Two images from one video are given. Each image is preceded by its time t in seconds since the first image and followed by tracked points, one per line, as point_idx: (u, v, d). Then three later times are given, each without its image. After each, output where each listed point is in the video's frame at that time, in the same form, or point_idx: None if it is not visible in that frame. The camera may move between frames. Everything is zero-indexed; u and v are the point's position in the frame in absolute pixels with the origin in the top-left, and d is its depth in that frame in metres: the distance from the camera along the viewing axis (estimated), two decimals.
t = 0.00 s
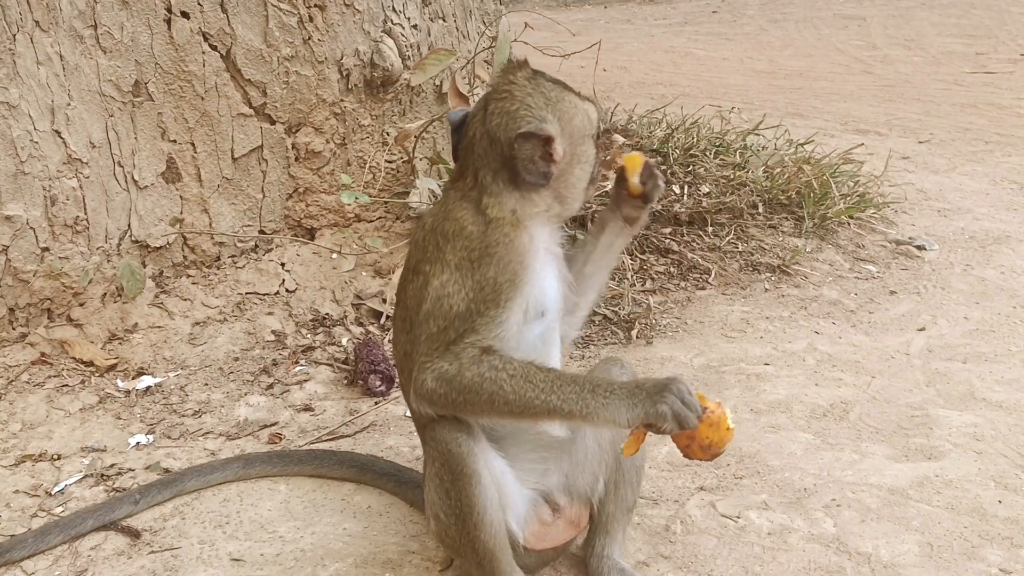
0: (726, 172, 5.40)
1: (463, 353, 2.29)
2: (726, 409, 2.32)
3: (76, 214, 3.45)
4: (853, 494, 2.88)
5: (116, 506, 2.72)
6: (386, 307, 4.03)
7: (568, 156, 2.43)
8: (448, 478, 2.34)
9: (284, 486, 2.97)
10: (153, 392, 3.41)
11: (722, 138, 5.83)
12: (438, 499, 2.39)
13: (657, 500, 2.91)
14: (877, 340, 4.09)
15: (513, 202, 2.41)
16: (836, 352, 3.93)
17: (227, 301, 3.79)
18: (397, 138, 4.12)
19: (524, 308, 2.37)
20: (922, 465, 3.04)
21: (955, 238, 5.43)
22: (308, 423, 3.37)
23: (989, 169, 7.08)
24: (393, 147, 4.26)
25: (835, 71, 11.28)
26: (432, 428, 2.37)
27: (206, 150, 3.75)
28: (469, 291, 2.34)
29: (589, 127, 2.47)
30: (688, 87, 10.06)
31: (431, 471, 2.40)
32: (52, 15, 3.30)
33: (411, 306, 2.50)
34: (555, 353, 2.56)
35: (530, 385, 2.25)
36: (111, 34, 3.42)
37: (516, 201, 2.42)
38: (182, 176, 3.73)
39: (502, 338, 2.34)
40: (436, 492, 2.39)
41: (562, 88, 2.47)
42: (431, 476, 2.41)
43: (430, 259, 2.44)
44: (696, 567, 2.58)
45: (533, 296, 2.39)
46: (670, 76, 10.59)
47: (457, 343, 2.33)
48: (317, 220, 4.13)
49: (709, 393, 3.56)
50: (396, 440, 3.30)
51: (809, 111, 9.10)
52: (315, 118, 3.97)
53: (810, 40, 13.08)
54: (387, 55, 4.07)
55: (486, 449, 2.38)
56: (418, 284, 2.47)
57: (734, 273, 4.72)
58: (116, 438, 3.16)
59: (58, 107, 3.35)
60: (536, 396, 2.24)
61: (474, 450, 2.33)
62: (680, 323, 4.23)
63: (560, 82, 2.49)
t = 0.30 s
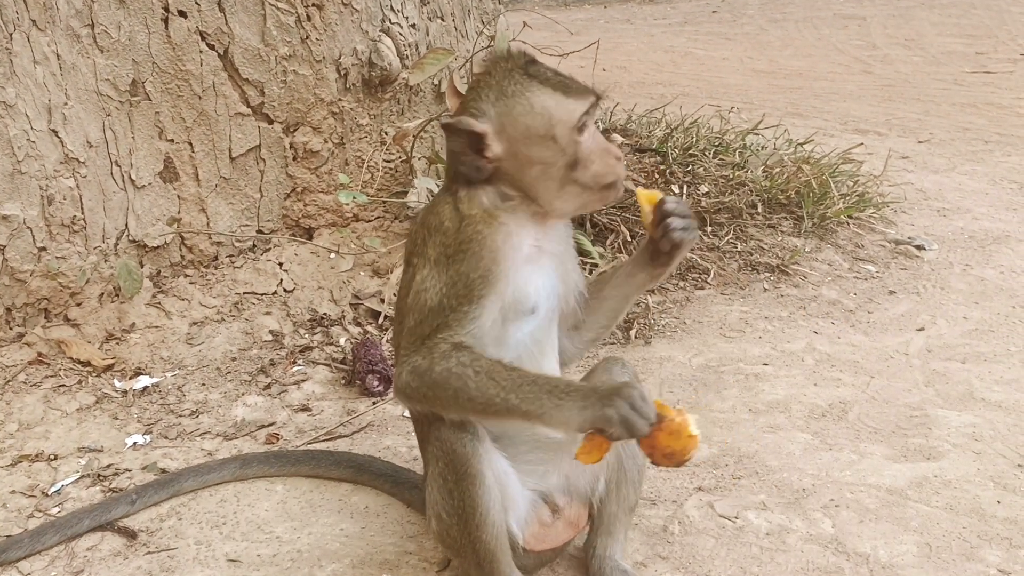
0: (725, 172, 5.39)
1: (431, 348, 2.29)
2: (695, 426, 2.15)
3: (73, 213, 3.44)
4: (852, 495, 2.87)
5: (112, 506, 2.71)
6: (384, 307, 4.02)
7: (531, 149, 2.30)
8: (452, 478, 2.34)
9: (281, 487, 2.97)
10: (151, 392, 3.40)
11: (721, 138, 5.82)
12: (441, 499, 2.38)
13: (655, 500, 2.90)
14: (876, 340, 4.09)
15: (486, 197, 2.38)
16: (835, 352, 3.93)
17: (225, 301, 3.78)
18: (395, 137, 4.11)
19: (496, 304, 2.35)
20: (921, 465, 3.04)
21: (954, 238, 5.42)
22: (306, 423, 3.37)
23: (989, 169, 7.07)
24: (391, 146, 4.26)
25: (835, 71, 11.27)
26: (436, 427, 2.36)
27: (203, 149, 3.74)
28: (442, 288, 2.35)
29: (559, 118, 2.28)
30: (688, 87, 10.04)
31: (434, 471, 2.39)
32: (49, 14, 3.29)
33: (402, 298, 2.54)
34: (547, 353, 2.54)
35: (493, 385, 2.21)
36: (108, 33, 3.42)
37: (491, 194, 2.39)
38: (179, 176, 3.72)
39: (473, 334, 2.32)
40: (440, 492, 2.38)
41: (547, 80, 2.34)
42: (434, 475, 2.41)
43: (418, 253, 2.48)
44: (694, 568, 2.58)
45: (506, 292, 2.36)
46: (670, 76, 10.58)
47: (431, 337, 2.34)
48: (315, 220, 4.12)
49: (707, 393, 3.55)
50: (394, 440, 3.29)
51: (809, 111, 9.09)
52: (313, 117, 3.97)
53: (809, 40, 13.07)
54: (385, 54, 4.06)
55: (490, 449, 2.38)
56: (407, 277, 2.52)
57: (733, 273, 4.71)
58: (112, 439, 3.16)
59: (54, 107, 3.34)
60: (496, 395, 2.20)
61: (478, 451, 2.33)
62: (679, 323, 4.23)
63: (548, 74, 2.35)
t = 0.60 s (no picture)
0: (726, 172, 5.39)
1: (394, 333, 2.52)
2: (451, 508, 2.12)
3: (77, 213, 3.45)
4: (854, 494, 2.88)
5: (117, 503, 2.73)
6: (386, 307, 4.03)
7: (488, 171, 2.39)
8: (470, 465, 2.35)
9: (285, 486, 2.98)
10: (154, 392, 3.41)
11: (722, 138, 5.82)
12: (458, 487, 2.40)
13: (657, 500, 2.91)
14: (878, 339, 4.09)
15: (464, 207, 2.53)
16: (836, 352, 3.93)
17: (228, 301, 3.79)
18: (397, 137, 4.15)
19: (447, 313, 2.49)
20: (923, 464, 3.05)
21: (955, 238, 5.43)
22: (309, 422, 3.37)
23: (989, 169, 7.08)
24: (393, 146, 4.28)
25: (835, 71, 11.27)
26: (460, 413, 2.39)
27: (206, 149, 3.75)
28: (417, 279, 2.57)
29: (518, 149, 2.31)
30: (689, 87, 10.04)
31: (453, 457, 2.41)
32: (52, 14, 3.30)
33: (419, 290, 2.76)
34: (534, 376, 2.57)
35: (404, 377, 2.42)
36: (111, 33, 3.42)
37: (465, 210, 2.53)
38: (182, 176, 3.73)
39: (424, 332, 2.49)
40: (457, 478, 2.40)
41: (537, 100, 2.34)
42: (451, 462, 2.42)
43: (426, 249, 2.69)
44: (696, 567, 2.58)
45: (456, 305, 2.48)
46: (670, 76, 10.58)
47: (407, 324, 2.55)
48: (317, 220, 4.13)
49: (709, 392, 3.56)
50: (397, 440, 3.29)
51: (809, 111, 9.09)
52: (315, 117, 3.98)
53: (810, 40, 13.07)
54: (387, 54, 4.09)
55: (509, 440, 2.41)
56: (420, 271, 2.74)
57: (734, 273, 4.72)
58: (116, 438, 3.16)
59: (58, 106, 3.35)
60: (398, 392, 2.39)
61: (498, 440, 2.36)
62: (680, 322, 4.23)
63: (542, 95, 2.35)
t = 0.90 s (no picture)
0: (726, 173, 5.40)
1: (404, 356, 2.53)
2: (489, 527, 2.11)
3: (79, 214, 3.46)
4: (854, 494, 2.89)
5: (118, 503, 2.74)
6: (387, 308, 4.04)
7: (500, 186, 2.37)
8: (476, 464, 2.36)
9: (287, 486, 2.98)
10: (155, 392, 3.41)
11: (722, 138, 5.82)
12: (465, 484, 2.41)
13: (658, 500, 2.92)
14: (878, 340, 4.10)
15: (471, 224, 2.53)
16: (837, 352, 3.94)
17: (229, 301, 3.79)
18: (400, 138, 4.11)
19: (457, 332, 2.52)
20: (924, 464, 3.05)
21: (956, 239, 5.44)
22: (310, 422, 3.38)
23: (990, 169, 7.08)
24: (394, 147, 4.28)
25: (836, 71, 11.28)
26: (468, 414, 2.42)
27: (208, 150, 3.75)
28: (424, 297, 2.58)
29: (533, 162, 2.30)
30: (689, 87, 10.05)
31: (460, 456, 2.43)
32: (54, 16, 3.31)
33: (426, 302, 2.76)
34: (541, 386, 2.58)
35: (423, 398, 2.41)
36: (113, 34, 3.43)
37: (473, 228, 2.52)
38: (183, 177, 3.73)
39: (435, 352, 2.51)
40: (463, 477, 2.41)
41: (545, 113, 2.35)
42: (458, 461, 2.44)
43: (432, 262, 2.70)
44: (697, 567, 2.59)
45: (465, 323, 2.51)
46: (670, 76, 10.59)
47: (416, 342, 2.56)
48: (319, 220, 4.13)
49: (710, 393, 3.57)
50: (399, 440, 3.30)
51: (810, 112, 9.09)
52: (317, 118, 3.98)
53: (809, 41, 13.07)
54: (388, 55, 4.10)
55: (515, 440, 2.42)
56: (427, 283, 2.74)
57: (734, 273, 4.72)
58: (119, 438, 3.17)
59: (60, 108, 3.36)
60: (417, 414, 2.38)
61: (504, 441, 2.37)
62: (680, 323, 4.24)
63: (550, 108, 2.36)
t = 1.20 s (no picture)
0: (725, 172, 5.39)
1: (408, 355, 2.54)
2: (490, 528, 2.10)
3: (77, 214, 3.46)
4: (853, 494, 2.89)
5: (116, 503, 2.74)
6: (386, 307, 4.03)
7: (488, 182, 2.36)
8: (478, 462, 2.36)
9: (285, 486, 2.98)
10: (154, 392, 3.41)
11: (722, 138, 5.82)
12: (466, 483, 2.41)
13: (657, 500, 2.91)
14: (877, 340, 4.10)
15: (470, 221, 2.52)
16: (836, 352, 3.94)
17: (228, 301, 3.79)
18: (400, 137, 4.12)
19: (459, 331, 2.52)
20: (923, 464, 3.05)
21: (956, 238, 5.43)
22: (309, 422, 3.38)
23: (989, 169, 7.08)
24: (393, 147, 4.27)
25: (835, 71, 11.28)
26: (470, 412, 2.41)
27: (207, 150, 3.75)
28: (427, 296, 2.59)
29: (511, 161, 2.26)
30: (689, 87, 10.05)
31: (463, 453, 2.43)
32: (52, 15, 3.31)
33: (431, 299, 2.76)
34: (542, 384, 2.59)
35: (427, 399, 2.42)
36: (111, 34, 3.43)
37: (471, 225, 2.51)
38: (182, 176, 3.73)
39: (438, 352, 2.52)
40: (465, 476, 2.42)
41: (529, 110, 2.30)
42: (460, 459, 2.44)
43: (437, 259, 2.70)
44: (696, 567, 2.58)
45: (467, 320, 2.51)
46: (670, 76, 10.58)
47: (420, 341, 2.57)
48: (318, 220, 4.13)
49: (709, 392, 3.56)
50: (397, 440, 3.30)
51: (809, 111, 9.09)
52: (316, 118, 3.98)
53: (809, 40, 13.07)
54: (387, 55, 4.10)
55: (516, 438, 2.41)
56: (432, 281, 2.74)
57: (734, 273, 4.72)
58: (117, 438, 3.17)
59: (59, 107, 3.36)
60: (423, 415, 2.39)
61: (505, 438, 2.37)
62: (679, 323, 4.24)
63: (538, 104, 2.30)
